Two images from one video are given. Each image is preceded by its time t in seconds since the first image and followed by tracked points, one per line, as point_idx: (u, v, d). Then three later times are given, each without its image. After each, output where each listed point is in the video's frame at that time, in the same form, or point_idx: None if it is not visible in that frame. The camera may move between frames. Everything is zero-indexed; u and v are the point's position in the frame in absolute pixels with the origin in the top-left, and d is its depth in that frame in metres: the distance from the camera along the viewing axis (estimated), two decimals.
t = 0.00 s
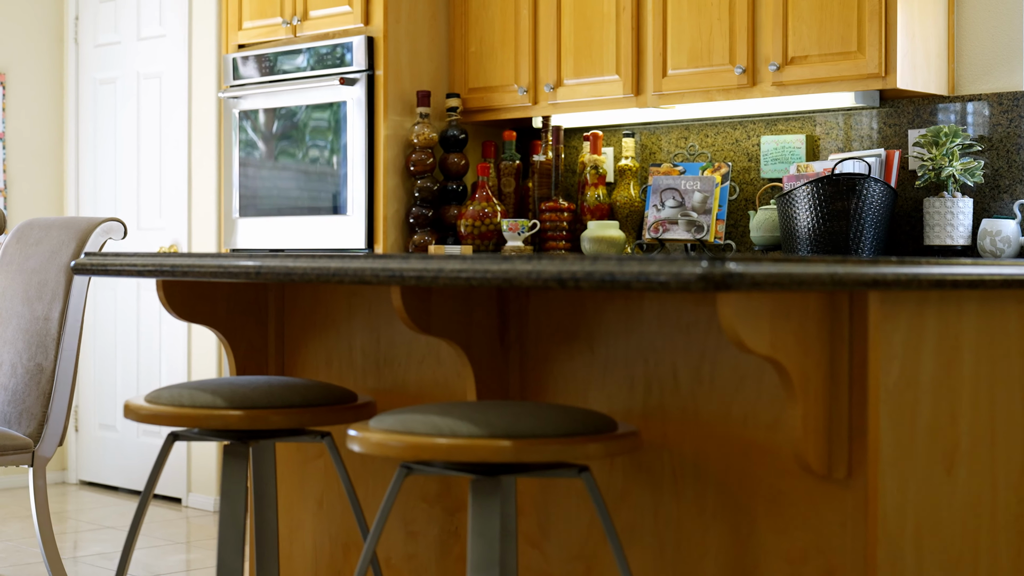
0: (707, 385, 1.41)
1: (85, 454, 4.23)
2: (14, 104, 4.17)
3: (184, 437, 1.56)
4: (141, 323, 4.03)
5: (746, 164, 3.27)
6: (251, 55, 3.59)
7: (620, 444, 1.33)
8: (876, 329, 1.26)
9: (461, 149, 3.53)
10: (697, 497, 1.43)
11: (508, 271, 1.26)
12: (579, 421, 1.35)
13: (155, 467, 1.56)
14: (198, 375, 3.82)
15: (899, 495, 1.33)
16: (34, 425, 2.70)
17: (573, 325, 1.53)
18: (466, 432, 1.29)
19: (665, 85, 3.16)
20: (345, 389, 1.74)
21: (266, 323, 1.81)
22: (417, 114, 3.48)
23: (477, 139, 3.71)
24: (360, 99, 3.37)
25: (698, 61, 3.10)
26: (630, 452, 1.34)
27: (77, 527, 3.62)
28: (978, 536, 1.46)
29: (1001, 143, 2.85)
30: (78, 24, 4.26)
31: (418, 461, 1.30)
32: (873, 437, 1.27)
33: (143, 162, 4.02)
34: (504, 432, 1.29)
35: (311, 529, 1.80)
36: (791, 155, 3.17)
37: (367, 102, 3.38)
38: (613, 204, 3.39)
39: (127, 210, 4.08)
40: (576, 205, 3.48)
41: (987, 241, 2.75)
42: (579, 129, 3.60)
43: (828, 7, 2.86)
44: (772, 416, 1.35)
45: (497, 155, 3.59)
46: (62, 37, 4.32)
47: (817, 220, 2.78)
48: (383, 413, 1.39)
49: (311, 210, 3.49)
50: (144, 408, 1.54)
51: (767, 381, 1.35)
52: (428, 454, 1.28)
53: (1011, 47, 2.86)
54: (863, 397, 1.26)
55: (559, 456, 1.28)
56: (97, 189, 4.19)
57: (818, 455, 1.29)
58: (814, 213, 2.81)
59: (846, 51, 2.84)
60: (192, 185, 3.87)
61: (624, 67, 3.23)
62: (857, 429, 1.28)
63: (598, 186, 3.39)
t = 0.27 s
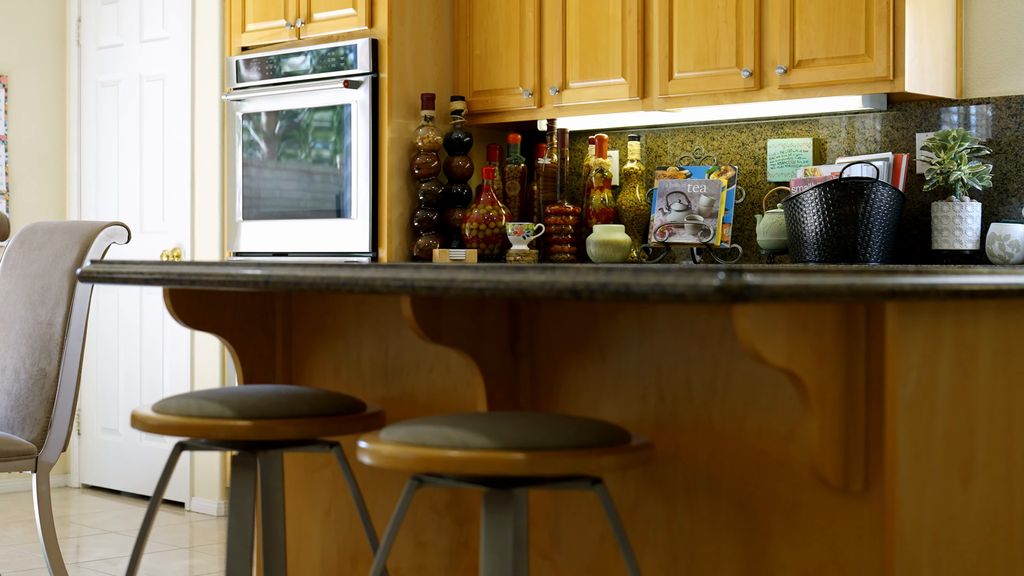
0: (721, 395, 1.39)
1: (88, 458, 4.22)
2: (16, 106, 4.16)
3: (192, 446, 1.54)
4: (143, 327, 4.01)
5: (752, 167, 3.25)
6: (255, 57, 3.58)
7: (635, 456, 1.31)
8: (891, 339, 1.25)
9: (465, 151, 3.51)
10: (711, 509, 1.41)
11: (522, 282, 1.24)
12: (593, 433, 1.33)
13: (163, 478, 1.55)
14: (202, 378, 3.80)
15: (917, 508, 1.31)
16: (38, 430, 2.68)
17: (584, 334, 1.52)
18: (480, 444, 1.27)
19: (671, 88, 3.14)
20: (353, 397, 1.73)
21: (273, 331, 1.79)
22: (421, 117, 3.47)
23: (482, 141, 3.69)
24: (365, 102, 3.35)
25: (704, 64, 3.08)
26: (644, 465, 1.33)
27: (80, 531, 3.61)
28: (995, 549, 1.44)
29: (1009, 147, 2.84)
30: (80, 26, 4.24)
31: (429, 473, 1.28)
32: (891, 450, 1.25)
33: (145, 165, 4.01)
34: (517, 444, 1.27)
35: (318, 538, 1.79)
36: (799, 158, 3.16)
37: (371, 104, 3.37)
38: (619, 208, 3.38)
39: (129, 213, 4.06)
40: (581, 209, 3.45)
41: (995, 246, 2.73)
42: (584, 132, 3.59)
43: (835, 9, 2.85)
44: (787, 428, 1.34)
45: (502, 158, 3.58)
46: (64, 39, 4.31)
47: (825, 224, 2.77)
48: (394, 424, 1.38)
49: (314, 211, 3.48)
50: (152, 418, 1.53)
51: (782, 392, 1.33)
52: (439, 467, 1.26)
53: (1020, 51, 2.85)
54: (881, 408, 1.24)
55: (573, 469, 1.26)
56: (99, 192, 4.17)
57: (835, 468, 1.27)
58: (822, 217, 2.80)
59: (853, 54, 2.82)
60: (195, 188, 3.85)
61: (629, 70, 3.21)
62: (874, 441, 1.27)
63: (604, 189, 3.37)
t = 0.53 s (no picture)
0: (736, 409, 1.37)
1: (90, 462, 4.20)
2: (19, 107, 4.14)
3: (199, 458, 1.53)
4: (146, 331, 4.00)
5: (759, 171, 3.23)
6: (258, 60, 3.57)
7: (650, 472, 1.29)
8: (910, 353, 1.23)
9: (470, 155, 3.49)
10: (727, 524, 1.40)
11: (536, 295, 1.23)
12: (608, 447, 1.32)
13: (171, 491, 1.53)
14: (205, 381, 3.79)
15: (936, 524, 1.29)
16: (41, 437, 2.66)
17: (597, 346, 1.50)
18: (493, 460, 1.25)
19: (678, 92, 3.12)
20: (362, 407, 1.71)
21: (281, 341, 1.78)
22: (426, 121, 3.46)
23: (487, 145, 3.68)
24: (369, 105, 3.34)
25: (711, 68, 3.06)
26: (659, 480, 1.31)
27: (82, 537, 3.59)
28: (1013, 564, 1.42)
29: (1019, 152, 2.82)
30: (82, 28, 4.22)
31: (442, 489, 1.27)
32: (910, 466, 1.23)
33: (148, 167, 3.98)
34: (532, 459, 1.25)
35: (326, 550, 1.77)
36: (806, 163, 3.13)
37: (376, 108, 3.35)
38: (624, 212, 3.35)
39: (132, 217, 4.04)
40: (586, 213, 3.44)
41: (1005, 252, 2.71)
42: (590, 136, 3.57)
43: (844, 13, 2.83)
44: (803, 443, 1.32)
45: (507, 162, 3.56)
46: (67, 41, 4.29)
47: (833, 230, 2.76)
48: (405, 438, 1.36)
49: (318, 213, 3.46)
50: (160, 430, 1.51)
51: (799, 408, 1.31)
52: (452, 483, 1.24)
53: None
54: (900, 422, 1.23)
55: (588, 485, 1.24)
56: (101, 195, 4.15)
57: (853, 484, 1.25)
58: (831, 222, 2.79)
59: (862, 59, 2.81)
60: (198, 191, 3.83)
61: (636, 74, 3.20)
62: (893, 455, 1.25)
63: (610, 194, 3.35)
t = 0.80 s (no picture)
0: (753, 426, 1.35)
1: (93, 468, 4.18)
2: (21, 112, 4.12)
3: (208, 474, 1.51)
4: (150, 337, 3.98)
5: (766, 177, 3.22)
6: (262, 65, 3.55)
7: (668, 490, 1.27)
8: (930, 370, 1.22)
9: (476, 160, 3.47)
10: (744, 541, 1.38)
11: (552, 312, 1.21)
12: (625, 465, 1.30)
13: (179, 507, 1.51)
14: (209, 387, 3.77)
15: (957, 544, 1.27)
16: (45, 445, 2.64)
17: (611, 360, 1.48)
18: (508, 479, 1.24)
19: (685, 98, 3.11)
20: (371, 420, 1.70)
21: (289, 353, 1.76)
22: (431, 126, 3.44)
23: (493, 150, 3.66)
24: (374, 110, 3.32)
25: (719, 74, 3.05)
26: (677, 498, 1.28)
27: (85, 544, 3.57)
28: None
29: None
30: (85, 33, 4.20)
31: (456, 508, 1.25)
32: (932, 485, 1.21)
33: (151, 172, 3.96)
34: (548, 478, 1.23)
35: (336, 564, 1.75)
36: (814, 169, 3.12)
37: (381, 113, 3.34)
38: (631, 218, 3.34)
39: (135, 223, 4.01)
40: (592, 219, 3.42)
41: (1015, 259, 2.67)
42: (596, 141, 3.55)
43: (852, 19, 2.82)
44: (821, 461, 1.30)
45: (513, 167, 3.54)
46: (69, 45, 4.27)
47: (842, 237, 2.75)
48: (419, 456, 1.34)
49: (324, 219, 3.44)
50: (168, 445, 1.49)
51: (818, 425, 1.29)
52: (466, 503, 1.23)
53: None
54: (921, 442, 1.21)
55: (606, 504, 1.22)
56: (104, 199, 4.12)
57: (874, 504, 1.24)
58: (840, 229, 2.77)
59: (871, 64, 2.80)
60: (202, 196, 3.80)
61: (642, 80, 3.17)
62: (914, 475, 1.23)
63: (616, 200, 3.33)
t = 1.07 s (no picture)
0: (773, 446, 1.33)
1: (96, 474, 4.16)
2: (24, 117, 4.10)
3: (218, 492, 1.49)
4: (154, 343, 3.96)
5: (775, 184, 3.20)
6: (267, 70, 3.54)
7: (688, 512, 1.25)
8: (955, 391, 1.20)
9: (482, 166, 3.45)
10: (763, 562, 1.36)
11: (571, 332, 1.19)
12: (644, 485, 1.28)
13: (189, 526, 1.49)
14: (213, 393, 3.75)
15: (981, 565, 1.26)
16: (50, 455, 2.63)
17: (627, 378, 1.46)
18: (526, 501, 1.22)
19: (693, 104, 3.09)
20: (382, 435, 1.68)
21: (299, 368, 1.74)
22: (437, 132, 3.42)
23: (499, 156, 3.64)
24: (381, 117, 3.31)
25: (727, 80, 3.03)
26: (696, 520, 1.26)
27: (89, 552, 3.54)
28: None
29: None
30: (89, 37, 4.18)
31: (473, 531, 1.23)
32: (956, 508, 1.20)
33: (154, 177, 3.94)
34: (566, 501, 1.21)
35: None
36: (822, 176, 3.10)
37: (387, 119, 3.32)
38: (638, 224, 3.31)
39: (139, 229, 3.98)
40: (599, 225, 3.40)
41: None
42: (603, 147, 3.53)
43: (862, 25, 2.81)
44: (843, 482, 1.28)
45: (520, 173, 3.53)
46: (73, 50, 4.25)
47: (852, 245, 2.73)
48: (434, 476, 1.32)
49: (329, 222, 3.42)
50: (179, 463, 1.47)
51: (839, 445, 1.27)
52: (483, 526, 1.21)
53: None
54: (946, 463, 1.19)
55: (625, 527, 1.20)
56: (107, 204, 4.10)
57: (898, 527, 1.22)
58: (850, 237, 2.75)
59: (880, 71, 2.78)
60: (206, 201, 3.78)
61: (650, 86, 3.16)
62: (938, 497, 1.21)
63: (623, 206, 3.31)
